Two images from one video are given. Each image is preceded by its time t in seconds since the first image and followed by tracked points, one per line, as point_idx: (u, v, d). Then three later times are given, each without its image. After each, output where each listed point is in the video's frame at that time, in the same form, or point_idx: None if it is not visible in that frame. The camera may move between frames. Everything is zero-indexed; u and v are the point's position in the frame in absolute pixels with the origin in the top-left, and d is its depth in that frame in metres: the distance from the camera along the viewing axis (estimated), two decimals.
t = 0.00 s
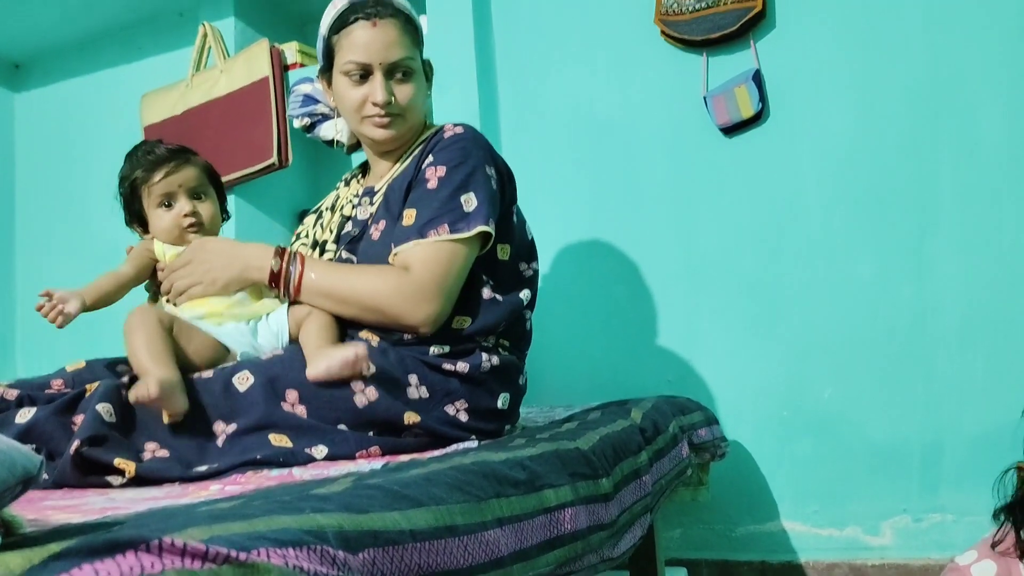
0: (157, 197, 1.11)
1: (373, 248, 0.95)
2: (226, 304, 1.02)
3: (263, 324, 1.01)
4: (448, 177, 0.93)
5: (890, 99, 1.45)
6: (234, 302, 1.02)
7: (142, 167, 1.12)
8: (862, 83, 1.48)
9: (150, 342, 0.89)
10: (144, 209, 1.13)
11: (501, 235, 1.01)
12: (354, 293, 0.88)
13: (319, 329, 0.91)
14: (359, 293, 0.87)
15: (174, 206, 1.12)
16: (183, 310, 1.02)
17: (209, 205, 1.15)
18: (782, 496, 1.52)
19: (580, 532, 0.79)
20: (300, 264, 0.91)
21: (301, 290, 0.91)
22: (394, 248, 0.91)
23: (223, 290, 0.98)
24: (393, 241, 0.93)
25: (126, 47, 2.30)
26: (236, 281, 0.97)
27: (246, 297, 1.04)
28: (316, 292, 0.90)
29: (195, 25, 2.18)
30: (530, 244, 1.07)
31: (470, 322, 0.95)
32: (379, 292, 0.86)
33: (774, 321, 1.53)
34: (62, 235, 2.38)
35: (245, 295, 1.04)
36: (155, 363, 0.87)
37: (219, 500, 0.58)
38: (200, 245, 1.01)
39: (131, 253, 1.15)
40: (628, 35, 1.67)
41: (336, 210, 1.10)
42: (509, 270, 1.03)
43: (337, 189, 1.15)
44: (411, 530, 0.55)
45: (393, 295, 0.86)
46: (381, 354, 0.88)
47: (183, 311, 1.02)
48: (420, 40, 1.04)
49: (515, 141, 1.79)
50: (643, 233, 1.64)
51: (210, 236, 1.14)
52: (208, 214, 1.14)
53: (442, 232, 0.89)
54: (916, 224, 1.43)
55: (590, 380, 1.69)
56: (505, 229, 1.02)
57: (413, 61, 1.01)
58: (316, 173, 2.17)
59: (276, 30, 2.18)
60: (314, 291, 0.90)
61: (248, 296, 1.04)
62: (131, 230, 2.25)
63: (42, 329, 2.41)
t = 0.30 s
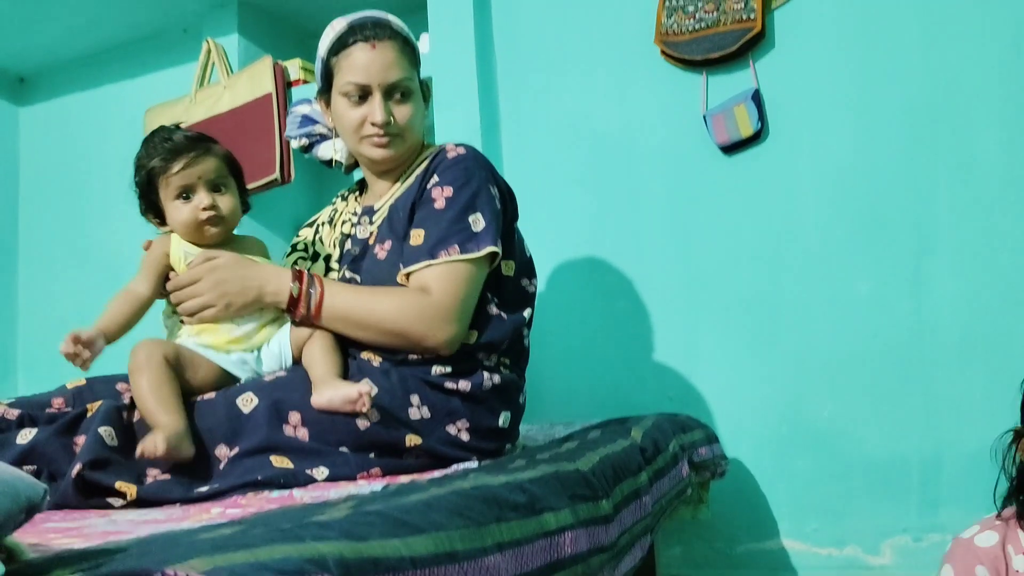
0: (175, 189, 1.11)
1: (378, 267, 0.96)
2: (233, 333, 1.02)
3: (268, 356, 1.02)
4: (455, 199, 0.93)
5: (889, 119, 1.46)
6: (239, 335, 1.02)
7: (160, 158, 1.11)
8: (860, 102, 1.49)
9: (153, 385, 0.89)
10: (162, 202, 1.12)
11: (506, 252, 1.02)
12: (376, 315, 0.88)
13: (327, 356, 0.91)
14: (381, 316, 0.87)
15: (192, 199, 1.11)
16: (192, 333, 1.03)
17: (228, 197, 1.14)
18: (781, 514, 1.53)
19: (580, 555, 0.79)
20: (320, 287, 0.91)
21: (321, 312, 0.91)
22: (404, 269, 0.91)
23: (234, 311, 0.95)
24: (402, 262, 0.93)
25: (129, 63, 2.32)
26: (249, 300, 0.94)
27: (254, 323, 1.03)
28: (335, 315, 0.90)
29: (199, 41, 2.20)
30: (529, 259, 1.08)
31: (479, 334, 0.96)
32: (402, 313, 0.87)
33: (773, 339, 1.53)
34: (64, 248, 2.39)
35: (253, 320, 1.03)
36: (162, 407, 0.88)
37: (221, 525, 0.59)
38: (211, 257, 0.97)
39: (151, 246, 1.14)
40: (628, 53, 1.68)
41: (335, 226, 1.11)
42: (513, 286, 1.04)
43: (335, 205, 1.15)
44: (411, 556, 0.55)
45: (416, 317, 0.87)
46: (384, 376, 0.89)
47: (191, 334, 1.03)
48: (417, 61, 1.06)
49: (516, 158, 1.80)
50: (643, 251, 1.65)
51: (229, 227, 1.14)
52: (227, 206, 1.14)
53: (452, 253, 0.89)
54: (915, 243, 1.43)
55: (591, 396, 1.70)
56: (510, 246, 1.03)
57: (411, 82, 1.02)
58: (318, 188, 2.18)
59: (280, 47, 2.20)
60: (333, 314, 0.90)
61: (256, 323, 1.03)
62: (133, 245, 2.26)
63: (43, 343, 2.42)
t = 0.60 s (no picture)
0: (200, 162, 0.96)
1: (389, 275, 0.97)
2: (257, 323, 0.94)
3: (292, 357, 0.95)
4: (470, 210, 0.94)
5: (891, 132, 1.47)
6: (268, 328, 0.94)
7: (185, 127, 0.96)
8: (862, 115, 1.49)
9: (161, 430, 0.87)
10: (185, 174, 0.98)
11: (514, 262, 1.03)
12: (407, 318, 0.86)
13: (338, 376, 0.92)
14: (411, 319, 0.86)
15: (220, 173, 0.96)
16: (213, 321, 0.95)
17: (258, 169, 0.99)
18: (783, 526, 1.52)
19: (583, 567, 0.79)
20: (352, 278, 0.87)
21: (350, 305, 0.87)
22: (418, 277, 0.92)
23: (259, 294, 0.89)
24: (416, 270, 0.94)
25: (134, 71, 2.32)
26: (277, 285, 0.88)
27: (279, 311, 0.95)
28: (363, 313, 0.87)
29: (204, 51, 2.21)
30: (535, 269, 1.08)
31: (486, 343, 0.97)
32: (432, 320, 0.86)
33: (775, 351, 1.53)
34: (66, 255, 2.40)
35: (278, 307, 0.95)
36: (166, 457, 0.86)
37: (225, 536, 0.59)
38: (237, 236, 0.89)
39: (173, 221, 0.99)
40: (631, 65, 1.69)
41: (339, 230, 1.10)
42: (521, 296, 1.04)
43: (337, 210, 1.15)
44: (416, 568, 0.56)
45: (445, 325, 0.87)
46: (390, 390, 0.90)
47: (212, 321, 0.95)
48: (422, 70, 1.06)
49: (519, 168, 1.80)
50: (645, 261, 1.65)
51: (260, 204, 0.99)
52: (257, 180, 0.99)
53: (470, 263, 0.90)
54: (916, 256, 1.44)
55: (592, 407, 1.70)
56: (518, 255, 1.03)
57: (418, 90, 1.03)
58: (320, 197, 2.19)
59: (284, 57, 2.22)
60: (361, 311, 0.87)
61: (281, 312, 0.95)
62: (136, 253, 2.26)
63: (44, 350, 2.42)
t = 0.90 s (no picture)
0: (216, 153, 0.97)
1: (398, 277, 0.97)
2: (278, 299, 0.94)
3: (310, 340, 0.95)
4: (483, 215, 0.94)
5: (892, 139, 1.47)
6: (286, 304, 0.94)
7: (202, 117, 0.96)
8: (863, 122, 1.50)
9: (187, 431, 0.86)
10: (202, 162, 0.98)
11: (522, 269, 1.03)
12: (413, 313, 0.86)
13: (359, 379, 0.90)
14: (416, 315, 0.86)
15: (236, 163, 0.97)
16: (232, 298, 0.95)
17: (274, 159, 0.99)
18: (783, 532, 1.52)
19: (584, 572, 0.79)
20: (364, 269, 0.88)
21: (358, 296, 0.88)
22: (428, 280, 0.92)
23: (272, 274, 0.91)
24: (426, 272, 0.94)
25: (138, 74, 2.33)
26: (290, 266, 0.90)
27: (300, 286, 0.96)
28: (371, 304, 0.88)
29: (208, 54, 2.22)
30: (543, 277, 1.09)
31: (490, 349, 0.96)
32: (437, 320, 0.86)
33: (776, 356, 1.53)
34: (69, 258, 2.40)
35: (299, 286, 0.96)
36: (174, 463, 0.85)
37: (228, 537, 0.59)
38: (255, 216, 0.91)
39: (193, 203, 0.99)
40: (634, 71, 1.70)
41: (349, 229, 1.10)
42: (528, 303, 1.04)
43: (347, 211, 1.16)
44: (418, 571, 0.56)
45: (449, 326, 0.87)
46: (394, 400, 0.90)
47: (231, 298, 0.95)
48: (438, 74, 1.07)
49: (520, 172, 1.81)
50: (647, 267, 1.65)
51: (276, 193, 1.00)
52: (272, 169, 0.99)
53: (479, 269, 0.91)
54: (917, 262, 1.44)
55: (593, 411, 1.70)
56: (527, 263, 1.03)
57: (433, 94, 1.03)
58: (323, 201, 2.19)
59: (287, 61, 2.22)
60: (370, 302, 0.88)
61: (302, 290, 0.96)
62: (138, 256, 2.27)
63: (45, 353, 2.42)
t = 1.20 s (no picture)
0: (208, 201, 1.07)
1: (397, 277, 0.97)
2: (262, 328, 0.99)
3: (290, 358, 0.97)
4: (481, 217, 0.94)
5: (894, 140, 1.47)
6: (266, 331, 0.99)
7: (198, 166, 1.06)
8: (864, 123, 1.50)
9: (182, 424, 0.86)
10: (196, 207, 1.08)
11: (525, 274, 1.02)
12: (388, 320, 0.88)
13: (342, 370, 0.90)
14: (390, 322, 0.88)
15: (226, 211, 1.07)
16: (219, 330, 1.01)
17: (260, 210, 1.10)
18: (784, 533, 1.52)
19: (583, 570, 0.79)
20: (339, 288, 0.91)
21: (338, 314, 0.91)
22: (423, 281, 0.92)
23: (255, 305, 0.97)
24: (422, 274, 0.94)
25: (139, 74, 2.33)
26: (270, 297, 0.96)
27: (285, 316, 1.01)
28: (351, 319, 0.90)
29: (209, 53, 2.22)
30: (547, 282, 1.08)
31: (490, 353, 0.96)
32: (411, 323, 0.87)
33: (777, 357, 1.53)
34: (69, 257, 2.40)
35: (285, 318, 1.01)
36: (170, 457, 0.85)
37: (226, 534, 0.59)
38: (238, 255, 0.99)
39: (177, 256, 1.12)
40: (635, 71, 1.70)
41: (355, 234, 1.11)
42: (529, 306, 1.04)
43: (356, 214, 1.16)
44: (417, 568, 0.56)
45: (426, 327, 0.87)
46: (392, 394, 0.88)
47: (219, 330, 1.01)
48: (450, 74, 1.06)
49: (521, 173, 1.81)
50: (648, 267, 1.65)
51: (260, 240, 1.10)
52: (258, 219, 1.09)
53: (474, 270, 0.90)
54: (918, 264, 1.44)
55: (593, 412, 1.70)
56: (530, 268, 1.03)
57: (444, 95, 1.03)
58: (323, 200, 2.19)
59: (286, 60, 2.22)
60: (349, 317, 0.90)
61: (287, 322, 1.00)
62: (139, 255, 2.26)
63: (45, 352, 2.42)
